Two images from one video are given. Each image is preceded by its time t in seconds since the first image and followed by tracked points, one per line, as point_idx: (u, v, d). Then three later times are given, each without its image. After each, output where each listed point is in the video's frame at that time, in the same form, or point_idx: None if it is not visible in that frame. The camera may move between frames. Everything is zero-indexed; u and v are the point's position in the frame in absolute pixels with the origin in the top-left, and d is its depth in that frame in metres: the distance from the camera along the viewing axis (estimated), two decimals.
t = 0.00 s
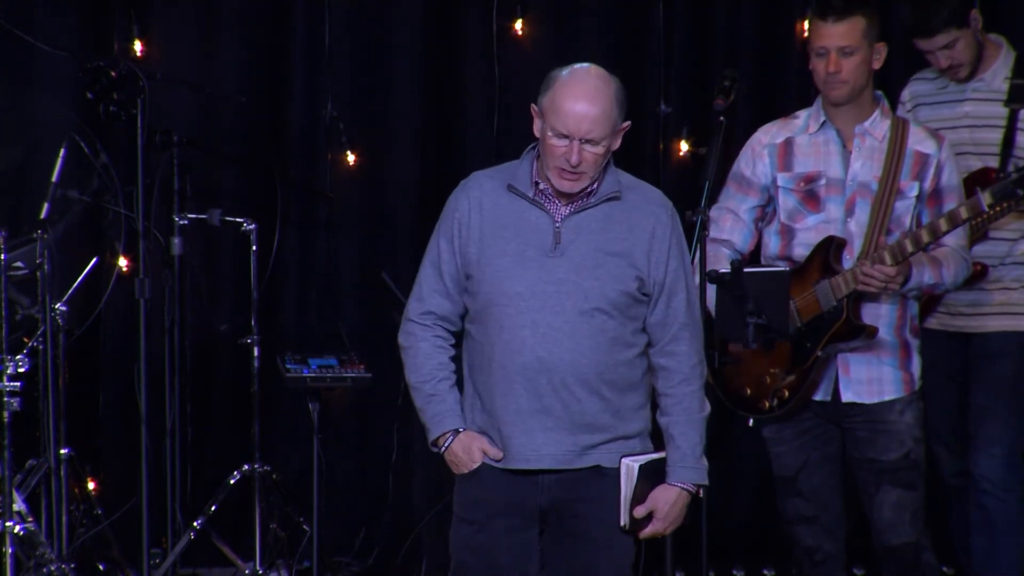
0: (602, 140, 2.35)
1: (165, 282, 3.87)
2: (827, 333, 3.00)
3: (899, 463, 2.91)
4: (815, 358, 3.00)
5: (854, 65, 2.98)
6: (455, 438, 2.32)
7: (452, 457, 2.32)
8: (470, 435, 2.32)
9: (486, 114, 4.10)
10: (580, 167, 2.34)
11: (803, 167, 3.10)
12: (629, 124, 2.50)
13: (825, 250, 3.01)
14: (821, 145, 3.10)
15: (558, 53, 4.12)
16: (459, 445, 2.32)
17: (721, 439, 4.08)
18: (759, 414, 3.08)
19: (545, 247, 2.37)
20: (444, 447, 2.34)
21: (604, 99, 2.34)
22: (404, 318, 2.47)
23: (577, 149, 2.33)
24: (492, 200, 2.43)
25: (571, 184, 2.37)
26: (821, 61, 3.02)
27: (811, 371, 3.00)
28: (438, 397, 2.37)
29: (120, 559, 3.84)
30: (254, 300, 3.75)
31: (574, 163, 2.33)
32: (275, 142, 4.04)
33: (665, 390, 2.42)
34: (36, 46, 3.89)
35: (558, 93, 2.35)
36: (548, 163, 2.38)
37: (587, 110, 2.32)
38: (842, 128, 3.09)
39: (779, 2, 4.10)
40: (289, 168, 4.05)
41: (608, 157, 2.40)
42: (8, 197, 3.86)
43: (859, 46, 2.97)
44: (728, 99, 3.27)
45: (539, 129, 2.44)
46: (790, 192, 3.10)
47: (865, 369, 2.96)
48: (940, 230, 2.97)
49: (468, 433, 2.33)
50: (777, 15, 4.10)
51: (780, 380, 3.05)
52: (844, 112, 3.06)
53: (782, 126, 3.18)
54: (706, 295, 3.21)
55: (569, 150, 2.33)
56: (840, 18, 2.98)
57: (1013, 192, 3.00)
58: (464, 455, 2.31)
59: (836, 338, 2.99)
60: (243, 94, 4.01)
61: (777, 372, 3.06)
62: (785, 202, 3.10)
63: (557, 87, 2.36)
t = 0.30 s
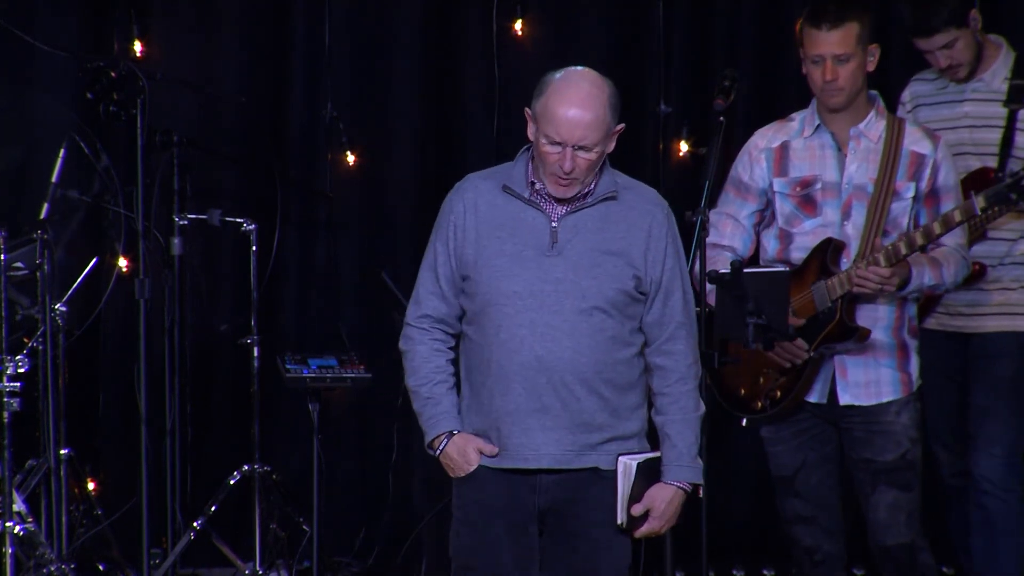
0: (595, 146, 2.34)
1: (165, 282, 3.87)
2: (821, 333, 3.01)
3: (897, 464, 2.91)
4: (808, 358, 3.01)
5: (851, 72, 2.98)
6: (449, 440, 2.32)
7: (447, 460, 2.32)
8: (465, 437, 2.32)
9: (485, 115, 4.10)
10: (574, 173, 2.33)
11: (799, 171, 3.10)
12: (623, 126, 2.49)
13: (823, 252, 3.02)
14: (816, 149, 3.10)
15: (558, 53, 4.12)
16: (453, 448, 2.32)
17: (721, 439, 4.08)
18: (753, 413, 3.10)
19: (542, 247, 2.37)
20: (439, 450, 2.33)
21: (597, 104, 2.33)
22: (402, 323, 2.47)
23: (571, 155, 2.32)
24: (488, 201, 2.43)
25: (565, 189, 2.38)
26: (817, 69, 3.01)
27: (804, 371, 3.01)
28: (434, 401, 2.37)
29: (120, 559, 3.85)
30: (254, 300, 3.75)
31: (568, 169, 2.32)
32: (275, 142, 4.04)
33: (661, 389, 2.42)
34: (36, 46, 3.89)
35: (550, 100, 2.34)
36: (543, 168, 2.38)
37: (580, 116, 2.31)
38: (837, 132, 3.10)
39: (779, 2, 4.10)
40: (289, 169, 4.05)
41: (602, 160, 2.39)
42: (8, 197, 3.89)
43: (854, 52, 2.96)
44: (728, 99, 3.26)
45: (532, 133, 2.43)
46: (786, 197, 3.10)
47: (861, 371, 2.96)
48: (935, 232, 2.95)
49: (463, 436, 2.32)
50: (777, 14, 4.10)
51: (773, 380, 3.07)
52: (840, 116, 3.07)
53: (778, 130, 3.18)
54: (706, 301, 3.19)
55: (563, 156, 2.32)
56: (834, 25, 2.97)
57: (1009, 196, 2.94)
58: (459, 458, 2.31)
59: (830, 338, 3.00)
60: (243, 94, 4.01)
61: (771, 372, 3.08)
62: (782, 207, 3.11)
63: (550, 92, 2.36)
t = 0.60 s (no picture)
0: (579, 150, 2.34)
1: (165, 282, 3.87)
2: (817, 333, 3.01)
3: (895, 464, 2.91)
4: (804, 358, 3.00)
5: (849, 72, 2.98)
6: (451, 436, 2.30)
7: (447, 457, 2.31)
8: (466, 436, 2.30)
9: (485, 115, 4.10)
10: (559, 179, 2.34)
11: (795, 171, 3.11)
12: (606, 125, 2.49)
13: (818, 253, 3.01)
14: (812, 149, 3.11)
15: (558, 53, 4.12)
16: (455, 444, 2.30)
17: (721, 440, 4.09)
18: (751, 414, 3.09)
19: (532, 248, 2.37)
20: (440, 446, 2.31)
21: (578, 109, 2.33)
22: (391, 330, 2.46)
23: (555, 162, 2.32)
24: (474, 205, 2.42)
25: (552, 194, 2.37)
26: (815, 70, 3.01)
27: (801, 371, 3.00)
28: (433, 400, 2.36)
29: (120, 559, 3.85)
30: (254, 300, 3.75)
31: (553, 175, 2.32)
32: (275, 142, 4.05)
33: (653, 385, 2.42)
34: (36, 46, 3.89)
35: (531, 108, 2.34)
36: (528, 174, 2.38)
37: (563, 122, 2.31)
38: (833, 132, 3.10)
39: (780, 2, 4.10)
40: (289, 169, 4.05)
41: (587, 162, 2.40)
42: (8, 197, 3.87)
43: (853, 53, 2.97)
44: (728, 99, 3.26)
45: (514, 138, 2.43)
46: (782, 197, 3.11)
47: (860, 371, 2.96)
48: (926, 233, 2.94)
49: (465, 433, 2.31)
50: (778, 14, 4.10)
51: (770, 381, 3.06)
52: (836, 116, 3.07)
53: (776, 130, 3.19)
54: (705, 301, 3.19)
55: (547, 163, 2.32)
56: (833, 25, 2.97)
57: (999, 196, 2.96)
58: (459, 456, 2.29)
59: (826, 339, 3.00)
60: (243, 94, 4.01)
61: (768, 373, 3.08)
62: (778, 208, 3.12)
63: (531, 98, 2.35)
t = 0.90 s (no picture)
0: (566, 144, 2.35)
1: (165, 282, 3.87)
2: (816, 333, 3.02)
3: (895, 464, 2.92)
4: (804, 359, 3.01)
5: (845, 72, 2.99)
6: (437, 439, 2.31)
7: (434, 459, 2.31)
8: (453, 437, 2.31)
9: (485, 115, 4.10)
10: (547, 173, 2.35)
11: (792, 171, 3.12)
12: (594, 121, 2.51)
13: (816, 253, 3.02)
14: (809, 149, 3.12)
15: (558, 53, 4.13)
16: (442, 446, 2.31)
17: (721, 440, 4.09)
18: (752, 415, 3.10)
19: (521, 245, 2.38)
20: (426, 449, 2.32)
21: (563, 102, 2.34)
22: (380, 331, 2.46)
23: (542, 156, 2.33)
24: (461, 204, 2.43)
25: (540, 189, 2.38)
26: (811, 71, 3.02)
27: (801, 371, 3.01)
28: (418, 402, 2.37)
29: (120, 559, 3.85)
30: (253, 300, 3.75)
31: (540, 170, 2.34)
32: (275, 142, 4.05)
33: (643, 382, 2.42)
34: (36, 46, 3.89)
35: (517, 103, 2.35)
36: (516, 170, 2.39)
37: (548, 116, 2.32)
38: (830, 131, 3.11)
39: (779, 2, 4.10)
40: (290, 169, 4.05)
41: (573, 157, 2.41)
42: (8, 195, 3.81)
43: (848, 53, 2.97)
44: (728, 99, 3.26)
45: (501, 136, 2.44)
46: (780, 196, 3.12)
47: (859, 370, 2.96)
48: (924, 233, 2.96)
49: (451, 435, 2.32)
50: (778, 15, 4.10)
51: (770, 381, 3.07)
52: (833, 116, 3.07)
53: (773, 129, 3.19)
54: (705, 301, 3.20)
55: (534, 157, 2.34)
56: (828, 27, 2.98)
57: (994, 196, 2.96)
58: (447, 457, 2.30)
59: (825, 339, 3.02)
60: (243, 94, 4.01)
61: (768, 373, 3.08)
62: (776, 207, 3.12)
63: (516, 94, 2.37)
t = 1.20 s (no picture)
0: (556, 139, 2.35)
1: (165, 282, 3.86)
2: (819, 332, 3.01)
3: (897, 462, 2.90)
4: (807, 358, 3.00)
5: (844, 74, 2.97)
6: (426, 440, 2.30)
7: (423, 460, 2.30)
8: (442, 437, 2.30)
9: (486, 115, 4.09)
10: (538, 168, 2.34)
11: (792, 170, 3.10)
12: (583, 120, 2.50)
13: (818, 252, 3.01)
14: (809, 148, 3.10)
15: (558, 53, 4.11)
16: (430, 447, 2.30)
17: (720, 440, 4.08)
18: (754, 415, 3.08)
19: (512, 245, 2.37)
20: (414, 450, 2.31)
21: (552, 98, 2.34)
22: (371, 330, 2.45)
23: (532, 152, 2.33)
24: (453, 203, 2.42)
25: (531, 182, 2.38)
26: (810, 73, 3.00)
27: (804, 370, 3.00)
28: (407, 403, 2.36)
29: (120, 558, 3.85)
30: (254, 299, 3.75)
31: (531, 165, 2.33)
32: (275, 142, 4.04)
33: (635, 384, 2.41)
34: (35, 46, 3.89)
35: (506, 99, 2.34)
36: (506, 166, 2.38)
37: (538, 111, 2.31)
38: (830, 131, 3.10)
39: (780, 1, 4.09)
40: (290, 169, 4.05)
41: (563, 154, 2.40)
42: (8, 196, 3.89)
43: (847, 53, 2.96)
44: (728, 98, 3.24)
45: (491, 134, 2.44)
46: (780, 196, 3.10)
47: (862, 369, 2.95)
48: (929, 230, 2.93)
49: (440, 436, 2.31)
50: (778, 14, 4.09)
51: (773, 381, 3.06)
52: (832, 116, 3.06)
53: (772, 129, 3.18)
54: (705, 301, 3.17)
55: (524, 153, 2.33)
56: (827, 28, 2.96)
57: (1001, 193, 2.91)
58: (436, 458, 2.29)
59: (828, 338, 2.99)
60: (243, 94, 4.01)
61: (771, 373, 3.08)
62: (776, 207, 3.11)
63: (505, 90, 2.36)
